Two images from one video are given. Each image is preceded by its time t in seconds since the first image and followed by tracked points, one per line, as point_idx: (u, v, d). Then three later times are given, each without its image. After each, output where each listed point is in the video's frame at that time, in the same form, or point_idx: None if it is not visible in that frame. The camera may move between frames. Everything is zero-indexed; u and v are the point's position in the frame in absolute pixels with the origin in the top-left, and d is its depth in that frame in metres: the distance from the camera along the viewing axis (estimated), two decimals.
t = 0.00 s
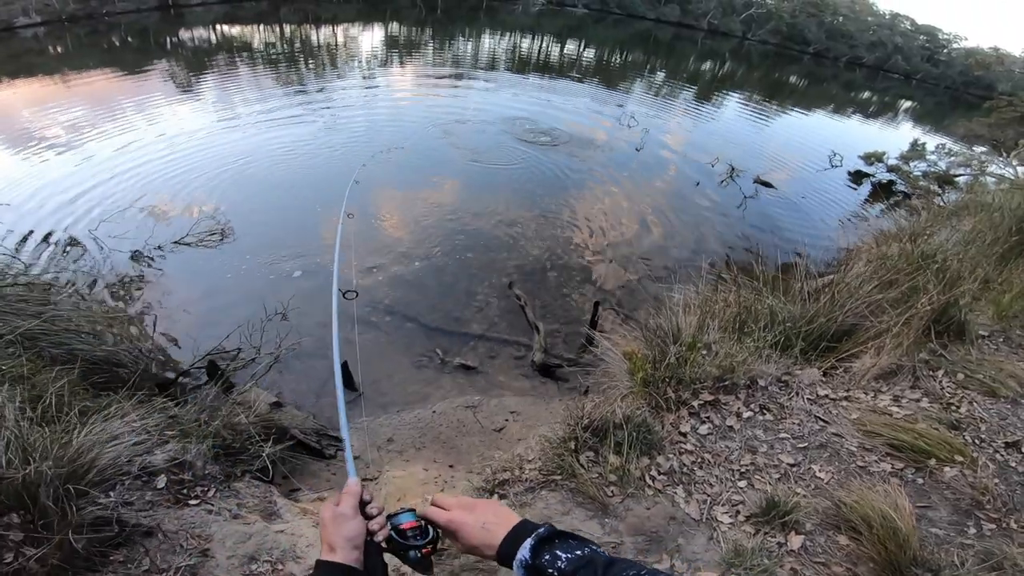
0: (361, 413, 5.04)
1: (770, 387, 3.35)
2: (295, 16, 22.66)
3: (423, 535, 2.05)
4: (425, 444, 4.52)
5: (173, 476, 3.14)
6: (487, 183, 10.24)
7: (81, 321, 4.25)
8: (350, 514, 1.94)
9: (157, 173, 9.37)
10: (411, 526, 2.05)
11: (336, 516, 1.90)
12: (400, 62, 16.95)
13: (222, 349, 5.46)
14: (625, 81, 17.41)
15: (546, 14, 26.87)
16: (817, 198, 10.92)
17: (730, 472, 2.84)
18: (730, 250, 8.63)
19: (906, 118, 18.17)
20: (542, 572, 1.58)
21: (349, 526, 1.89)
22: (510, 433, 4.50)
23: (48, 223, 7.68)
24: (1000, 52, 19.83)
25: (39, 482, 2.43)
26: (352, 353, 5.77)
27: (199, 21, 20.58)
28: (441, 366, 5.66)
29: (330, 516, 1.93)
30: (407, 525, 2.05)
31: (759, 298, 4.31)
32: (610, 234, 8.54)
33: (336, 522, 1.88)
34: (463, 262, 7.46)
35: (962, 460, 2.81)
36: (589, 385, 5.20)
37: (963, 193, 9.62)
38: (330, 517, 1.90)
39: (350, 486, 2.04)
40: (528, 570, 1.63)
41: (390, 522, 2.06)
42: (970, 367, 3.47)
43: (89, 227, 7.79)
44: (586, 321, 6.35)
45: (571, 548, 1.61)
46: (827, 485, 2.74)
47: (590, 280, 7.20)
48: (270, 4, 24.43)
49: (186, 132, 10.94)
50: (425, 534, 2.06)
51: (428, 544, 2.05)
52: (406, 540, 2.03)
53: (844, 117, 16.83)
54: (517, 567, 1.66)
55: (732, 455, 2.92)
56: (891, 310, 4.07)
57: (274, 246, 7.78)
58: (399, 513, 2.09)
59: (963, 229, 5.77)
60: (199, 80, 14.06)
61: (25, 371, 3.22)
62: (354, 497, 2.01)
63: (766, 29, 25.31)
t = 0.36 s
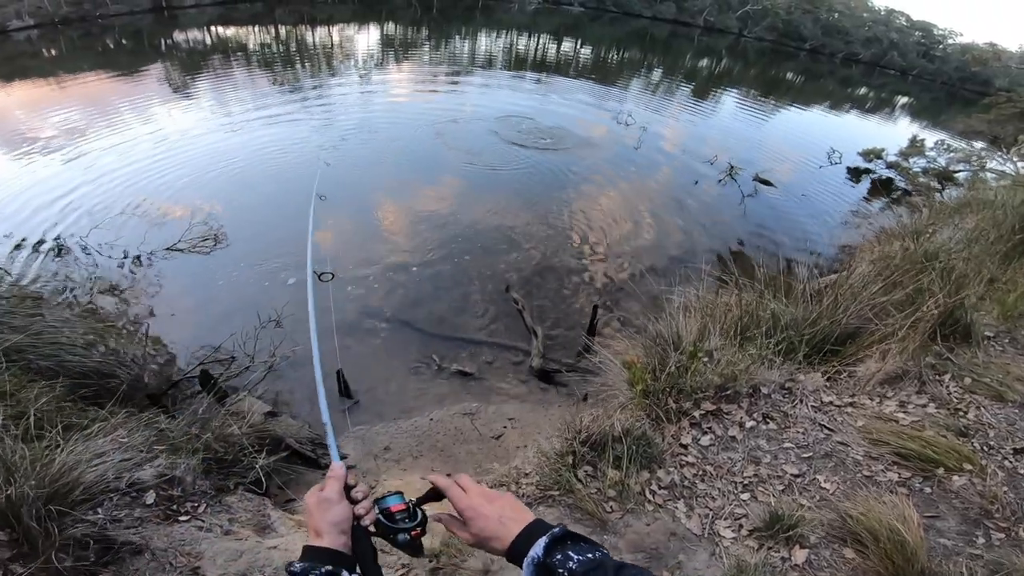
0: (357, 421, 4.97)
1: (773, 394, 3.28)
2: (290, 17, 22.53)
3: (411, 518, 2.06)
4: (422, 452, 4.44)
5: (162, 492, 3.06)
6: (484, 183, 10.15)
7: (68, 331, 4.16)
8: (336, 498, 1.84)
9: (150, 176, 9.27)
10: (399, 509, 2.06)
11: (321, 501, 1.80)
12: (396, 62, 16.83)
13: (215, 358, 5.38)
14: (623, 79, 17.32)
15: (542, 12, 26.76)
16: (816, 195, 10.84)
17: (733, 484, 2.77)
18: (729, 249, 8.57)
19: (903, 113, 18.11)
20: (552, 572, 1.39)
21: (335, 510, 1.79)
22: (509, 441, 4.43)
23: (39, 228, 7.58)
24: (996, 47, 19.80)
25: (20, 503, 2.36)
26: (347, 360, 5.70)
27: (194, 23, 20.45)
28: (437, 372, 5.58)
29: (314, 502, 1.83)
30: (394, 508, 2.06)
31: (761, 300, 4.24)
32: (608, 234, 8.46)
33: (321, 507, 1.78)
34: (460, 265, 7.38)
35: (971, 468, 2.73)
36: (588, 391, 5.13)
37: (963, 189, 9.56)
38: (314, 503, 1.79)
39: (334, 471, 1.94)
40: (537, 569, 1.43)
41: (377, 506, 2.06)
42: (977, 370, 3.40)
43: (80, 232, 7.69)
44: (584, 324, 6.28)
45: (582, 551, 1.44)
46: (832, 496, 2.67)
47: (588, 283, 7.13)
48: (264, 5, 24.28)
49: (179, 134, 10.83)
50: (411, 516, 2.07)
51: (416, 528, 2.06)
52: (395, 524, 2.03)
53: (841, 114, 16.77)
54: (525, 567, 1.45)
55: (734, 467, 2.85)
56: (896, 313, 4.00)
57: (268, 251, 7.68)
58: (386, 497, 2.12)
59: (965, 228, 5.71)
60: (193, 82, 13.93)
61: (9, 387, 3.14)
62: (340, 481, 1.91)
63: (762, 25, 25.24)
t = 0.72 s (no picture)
0: (355, 425, 4.91)
1: (777, 398, 3.23)
2: (285, 15, 22.39)
3: (406, 510, 2.02)
4: (420, 456, 4.39)
5: (156, 502, 2.99)
6: (482, 182, 10.07)
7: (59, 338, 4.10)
8: (337, 497, 1.75)
9: (143, 177, 9.18)
10: (393, 501, 2.02)
11: (323, 500, 1.71)
12: (391, 60, 16.72)
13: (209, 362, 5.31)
14: (619, 77, 17.25)
15: (538, 10, 26.63)
16: (815, 192, 10.81)
17: (737, 491, 2.72)
18: (727, 247, 8.52)
19: (900, 109, 18.09)
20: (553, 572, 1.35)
21: (338, 509, 1.71)
22: (508, 444, 4.38)
23: (31, 230, 7.50)
24: (991, 43, 19.78)
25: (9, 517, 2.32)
26: (344, 362, 5.64)
27: (187, 22, 20.29)
28: (435, 374, 5.53)
29: (312, 501, 1.73)
30: (389, 501, 2.01)
31: (763, 300, 4.19)
32: (607, 233, 8.41)
33: (323, 506, 1.69)
34: (458, 265, 7.32)
35: (978, 472, 2.68)
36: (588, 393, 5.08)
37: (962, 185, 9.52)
38: (315, 502, 1.70)
39: (331, 468, 1.85)
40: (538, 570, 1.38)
41: (371, 499, 2.00)
42: (982, 371, 3.36)
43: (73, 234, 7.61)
44: (583, 325, 6.23)
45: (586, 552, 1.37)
46: (838, 502, 2.62)
47: (587, 282, 7.08)
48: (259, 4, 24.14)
49: (173, 134, 10.73)
50: (406, 507, 2.03)
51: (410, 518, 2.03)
52: (390, 516, 1.99)
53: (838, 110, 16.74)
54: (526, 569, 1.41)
55: (738, 473, 2.80)
56: (900, 313, 3.96)
57: (263, 253, 7.60)
58: (378, 489, 2.06)
59: (966, 225, 5.66)
60: (188, 82, 13.82)
61: None
62: (338, 479, 1.83)
63: (758, 22, 25.17)
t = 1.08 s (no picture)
0: (356, 425, 4.91)
1: (779, 398, 3.25)
2: (283, 13, 22.34)
3: (409, 527, 2.01)
4: (421, 456, 4.39)
5: (158, 503, 2.98)
6: (481, 181, 10.05)
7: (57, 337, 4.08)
8: (346, 526, 1.73)
9: (142, 176, 9.15)
10: (396, 519, 2.00)
11: (332, 530, 1.69)
12: (390, 59, 16.68)
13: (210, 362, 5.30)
14: (618, 76, 17.25)
15: (537, 9, 26.60)
16: (814, 192, 10.83)
17: (741, 490, 2.73)
18: (726, 246, 8.54)
19: (898, 109, 18.12)
20: None
21: (348, 538, 1.70)
22: (510, 444, 4.38)
23: (30, 228, 7.48)
24: (989, 43, 19.81)
25: (11, 519, 2.32)
26: (345, 362, 5.64)
27: (185, 20, 20.24)
28: (436, 374, 5.53)
29: (320, 532, 1.72)
30: (392, 519, 2.00)
31: (764, 300, 4.21)
32: (606, 232, 8.41)
33: (333, 536, 1.68)
34: (457, 265, 7.31)
35: (979, 471, 2.68)
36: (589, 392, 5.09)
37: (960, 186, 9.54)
38: (323, 533, 1.68)
39: (333, 497, 1.82)
40: None
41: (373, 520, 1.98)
42: (982, 371, 3.37)
43: (72, 233, 7.60)
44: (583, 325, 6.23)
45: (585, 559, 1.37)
46: (841, 501, 2.63)
47: (586, 282, 7.08)
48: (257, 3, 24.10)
49: (171, 133, 10.70)
50: (408, 524, 2.02)
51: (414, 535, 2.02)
52: (394, 535, 1.98)
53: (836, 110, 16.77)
54: None
55: (741, 473, 2.81)
56: (900, 314, 3.97)
57: (262, 251, 7.58)
58: (380, 509, 2.05)
59: (965, 225, 5.68)
60: (186, 80, 13.77)
61: None
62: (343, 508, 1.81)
63: (756, 21, 25.17)
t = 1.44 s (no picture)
0: (358, 421, 4.92)
1: (781, 394, 3.28)
2: (283, 12, 22.35)
3: (414, 555, 2.03)
4: (424, 452, 4.41)
5: (164, 496, 3.00)
6: (481, 180, 10.07)
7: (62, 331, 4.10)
8: (350, 567, 1.72)
9: (143, 173, 9.16)
10: (400, 549, 2.02)
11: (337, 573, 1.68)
12: (390, 58, 16.70)
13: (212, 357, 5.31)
14: (618, 77, 17.27)
15: (538, 9, 26.62)
16: (813, 193, 10.88)
17: (744, 485, 2.76)
18: (726, 247, 8.56)
19: (896, 112, 18.20)
20: None
21: None
22: (512, 441, 4.41)
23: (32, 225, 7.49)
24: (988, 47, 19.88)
25: (20, 511, 2.33)
26: (348, 358, 5.66)
27: (185, 18, 20.23)
28: (438, 371, 5.55)
29: None
30: (396, 549, 2.01)
31: (765, 299, 4.24)
32: (606, 232, 8.44)
33: None
34: (459, 263, 7.34)
35: (978, 467, 2.72)
36: (591, 389, 5.11)
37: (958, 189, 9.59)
38: None
39: (337, 537, 1.81)
40: None
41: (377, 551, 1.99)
42: (979, 370, 3.41)
43: (74, 229, 7.61)
44: (585, 323, 6.26)
45: (592, 569, 1.42)
46: (843, 495, 2.66)
47: (588, 281, 7.10)
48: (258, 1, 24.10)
49: (172, 130, 10.70)
50: (412, 553, 2.03)
51: (419, 563, 2.06)
52: (399, 565, 2.00)
53: (835, 113, 16.83)
54: None
55: (745, 467, 2.84)
56: (899, 312, 4.01)
57: (263, 248, 7.59)
58: (383, 538, 2.06)
59: (963, 227, 5.72)
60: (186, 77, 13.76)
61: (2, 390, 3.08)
62: (345, 547, 1.79)
63: (757, 23, 25.21)
